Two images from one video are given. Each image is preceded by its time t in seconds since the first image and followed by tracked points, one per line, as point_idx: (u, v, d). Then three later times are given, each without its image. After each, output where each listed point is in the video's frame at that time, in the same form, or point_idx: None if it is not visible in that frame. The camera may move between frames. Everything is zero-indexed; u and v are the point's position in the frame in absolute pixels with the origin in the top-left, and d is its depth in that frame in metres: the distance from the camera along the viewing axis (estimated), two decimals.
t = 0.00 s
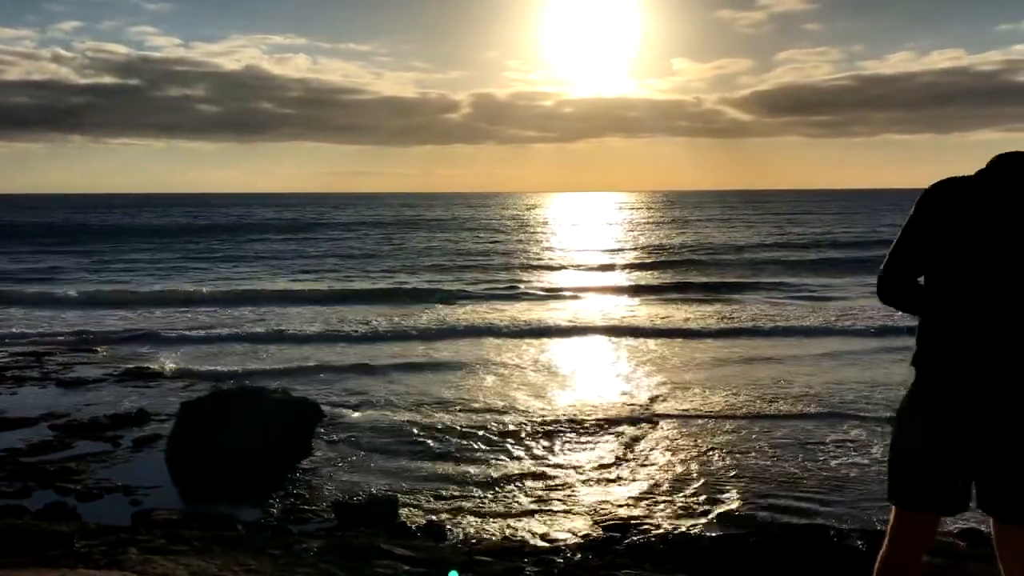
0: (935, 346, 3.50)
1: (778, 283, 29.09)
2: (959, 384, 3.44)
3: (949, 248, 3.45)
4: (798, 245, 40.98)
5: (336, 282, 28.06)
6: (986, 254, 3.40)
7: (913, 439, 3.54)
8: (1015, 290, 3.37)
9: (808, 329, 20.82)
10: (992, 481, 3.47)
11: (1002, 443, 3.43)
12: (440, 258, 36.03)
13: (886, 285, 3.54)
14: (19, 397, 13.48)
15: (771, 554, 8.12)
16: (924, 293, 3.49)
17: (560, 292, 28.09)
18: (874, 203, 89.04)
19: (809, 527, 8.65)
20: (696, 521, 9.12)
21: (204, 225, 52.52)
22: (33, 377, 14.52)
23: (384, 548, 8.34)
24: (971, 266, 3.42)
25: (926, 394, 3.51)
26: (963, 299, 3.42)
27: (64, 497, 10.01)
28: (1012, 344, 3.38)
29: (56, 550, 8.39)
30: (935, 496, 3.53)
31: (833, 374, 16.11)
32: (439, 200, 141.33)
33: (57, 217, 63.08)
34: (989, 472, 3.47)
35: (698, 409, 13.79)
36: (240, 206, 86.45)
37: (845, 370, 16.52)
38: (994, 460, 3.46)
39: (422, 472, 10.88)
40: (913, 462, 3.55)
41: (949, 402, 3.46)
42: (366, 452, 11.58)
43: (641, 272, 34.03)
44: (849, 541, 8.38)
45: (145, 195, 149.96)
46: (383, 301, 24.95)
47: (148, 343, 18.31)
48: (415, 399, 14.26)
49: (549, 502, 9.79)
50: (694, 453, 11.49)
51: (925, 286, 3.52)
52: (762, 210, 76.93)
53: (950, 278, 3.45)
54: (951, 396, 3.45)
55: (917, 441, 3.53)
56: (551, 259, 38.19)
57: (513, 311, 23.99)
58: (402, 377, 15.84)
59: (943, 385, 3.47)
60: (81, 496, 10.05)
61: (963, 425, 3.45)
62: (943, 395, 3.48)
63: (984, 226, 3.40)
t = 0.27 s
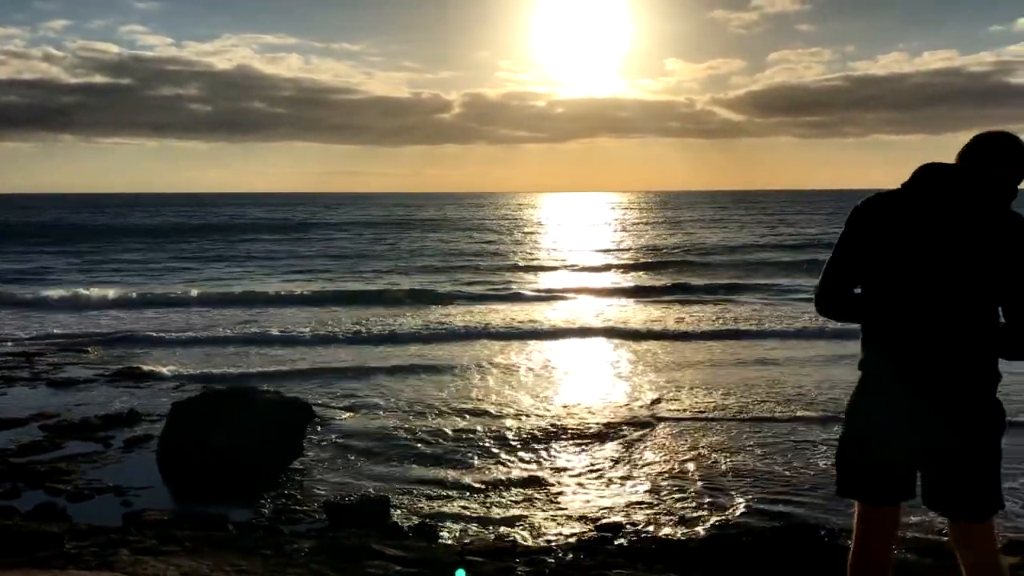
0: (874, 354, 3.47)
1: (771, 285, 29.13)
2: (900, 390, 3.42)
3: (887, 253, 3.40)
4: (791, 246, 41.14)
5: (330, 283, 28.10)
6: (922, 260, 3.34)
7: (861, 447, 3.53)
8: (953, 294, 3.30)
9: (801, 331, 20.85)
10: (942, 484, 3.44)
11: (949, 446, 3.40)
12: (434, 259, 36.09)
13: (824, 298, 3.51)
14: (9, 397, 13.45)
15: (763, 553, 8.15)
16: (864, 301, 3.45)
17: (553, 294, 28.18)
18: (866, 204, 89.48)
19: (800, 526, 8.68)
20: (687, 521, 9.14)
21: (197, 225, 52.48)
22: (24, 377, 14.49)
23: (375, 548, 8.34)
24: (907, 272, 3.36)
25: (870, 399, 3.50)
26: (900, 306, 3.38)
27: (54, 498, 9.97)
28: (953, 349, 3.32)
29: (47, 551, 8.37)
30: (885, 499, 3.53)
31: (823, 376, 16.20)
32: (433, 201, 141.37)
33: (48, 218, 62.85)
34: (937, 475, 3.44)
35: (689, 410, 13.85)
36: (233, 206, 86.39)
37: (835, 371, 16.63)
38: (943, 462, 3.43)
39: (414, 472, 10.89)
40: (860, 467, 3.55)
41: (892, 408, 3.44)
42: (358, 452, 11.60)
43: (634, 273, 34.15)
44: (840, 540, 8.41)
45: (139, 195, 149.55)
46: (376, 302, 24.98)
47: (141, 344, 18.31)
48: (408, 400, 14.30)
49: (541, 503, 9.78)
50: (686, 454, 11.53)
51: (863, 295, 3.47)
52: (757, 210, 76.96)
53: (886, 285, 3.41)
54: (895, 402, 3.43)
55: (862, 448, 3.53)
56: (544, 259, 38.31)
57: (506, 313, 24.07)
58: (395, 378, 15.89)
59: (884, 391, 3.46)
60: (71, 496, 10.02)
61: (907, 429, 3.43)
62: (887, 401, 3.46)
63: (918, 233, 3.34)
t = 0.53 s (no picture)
0: (839, 350, 3.63)
1: (765, 287, 29.11)
2: (865, 383, 3.59)
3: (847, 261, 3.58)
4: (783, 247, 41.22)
5: (322, 285, 28.02)
6: (884, 261, 3.51)
7: (830, 439, 3.69)
8: (912, 291, 3.48)
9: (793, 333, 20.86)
10: (921, 477, 3.59)
11: (914, 435, 3.57)
12: (426, 260, 36.03)
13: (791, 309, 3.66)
14: None
15: (754, 553, 8.18)
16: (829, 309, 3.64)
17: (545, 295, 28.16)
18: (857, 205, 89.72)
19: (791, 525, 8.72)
20: (679, 521, 9.18)
21: (188, 225, 52.28)
22: (13, 377, 14.42)
23: (367, 549, 8.33)
24: (869, 271, 3.53)
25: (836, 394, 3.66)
26: (866, 310, 3.55)
27: (44, 499, 9.94)
28: (914, 342, 3.50)
29: (36, 552, 8.35)
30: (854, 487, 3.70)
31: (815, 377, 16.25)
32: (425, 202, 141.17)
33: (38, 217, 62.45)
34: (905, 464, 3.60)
35: (681, 410, 13.89)
36: (223, 206, 86.06)
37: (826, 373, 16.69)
38: (909, 452, 3.59)
39: (406, 472, 10.90)
40: (830, 458, 3.70)
41: (858, 401, 3.60)
42: (350, 453, 11.59)
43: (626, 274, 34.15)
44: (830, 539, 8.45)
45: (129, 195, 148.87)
46: (368, 304, 24.93)
47: (132, 345, 18.23)
48: (400, 401, 14.29)
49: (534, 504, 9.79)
50: (677, 454, 11.58)
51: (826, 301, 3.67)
52: (749, 210, 77.05)
53: (849, 285, 3.58)
54: (860, 394, 3.60)
55: (830, 440, 3.69)
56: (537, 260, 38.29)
57: (498, 315, 24.06)
58: (387, 380, 15.88)
59: (850, 384, 3.62)
60: (61, 497, 9.98)
61: (873, 421, 3.60)
62: (863, 401, 3.61)
63: (878, 234, 3.52)
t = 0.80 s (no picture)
0: (834, 351, 3.59)
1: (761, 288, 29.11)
2: (862, 383, 3.56)
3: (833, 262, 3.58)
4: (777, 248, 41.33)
5: (316, 285, 28.03)
6: (872, 261, 3.51)
7: (829, 441, 3.62)
8: (900, 289, 3.50)
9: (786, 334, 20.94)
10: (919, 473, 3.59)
11: (913, 435, 3.57)
12: (420, 260, 36.06)
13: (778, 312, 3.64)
14: None
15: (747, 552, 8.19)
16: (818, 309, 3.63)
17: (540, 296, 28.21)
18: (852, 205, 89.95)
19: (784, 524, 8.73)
20: (672, 520, 9.18)
21: (183, 225, 52.20)
22: (6, 377, 14.40)
23: (360, 548, 8.34)
24: (861, 272, 3.53)
25: (834, 396, 3.61)
26: (856, 310, 3.54)
27: (36, 499, 9.91)
28: (914, 345, 3.51)
29: (28, 552, 8.33)
30: (854, 490, 3.62)
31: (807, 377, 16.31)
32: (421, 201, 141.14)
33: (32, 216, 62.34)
34: (902, 465, 3.57)
35: (673, 410, 13.92)
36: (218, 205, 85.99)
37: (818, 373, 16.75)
38: (908, 451, 3.57)
39: (400, 471, 10.89)
40: (828, 462, 3.63)
41: (857, 402, 3.56)
42: (344, 452, 11.58)
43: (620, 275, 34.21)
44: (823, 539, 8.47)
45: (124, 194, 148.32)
46: (363, 305, 24.95)
47: (126, 347, 18.22)
48: (393, 401, 14.31)
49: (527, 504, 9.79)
50: (670, 454, 11.60)
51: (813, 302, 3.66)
52: (743, 211, 77.16)
53: (841, 285, 3.57)
54: (857, 395, 3.56)
55: (828, 442, 3.62)
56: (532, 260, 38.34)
57: (492, 316, 24.10)
58: (380, 381, 15.90)
59: (849, 386, 3.58)
60: (53, 497, 9.96)
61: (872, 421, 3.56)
62: (862, 401, 3.57)
63: (869, 234, 3.51)
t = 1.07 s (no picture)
0: (833, 351, 3.60)
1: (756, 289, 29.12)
2: (862, 384, 3.57)
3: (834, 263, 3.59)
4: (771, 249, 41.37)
5: (310, 285, 27.98)
6: (872, 262, 3.53)
7: (829, 442, 3.62)
8: (899, 291, 3.52)
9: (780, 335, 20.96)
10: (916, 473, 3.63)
11: (913, 435, 3.60)
12: (415, 260, 36.02)
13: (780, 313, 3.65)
14: None
15: (740, 552, 8.19)
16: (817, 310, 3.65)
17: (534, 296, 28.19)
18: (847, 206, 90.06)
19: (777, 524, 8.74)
20: (666, 520, 9.18)
21: (177, 223, 52.06)
22: None
23: (354, 547, 8.32)
24: (861, 273, 3.54)
25: (833, 397, 3.61)
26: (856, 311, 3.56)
27: (28, 498, 9.88)
28: (913, 347, 3.55)
29: (20, 551, 8.30)
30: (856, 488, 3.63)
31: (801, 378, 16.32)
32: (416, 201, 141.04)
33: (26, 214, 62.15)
34: (901, 464, 3.61)
35: (667, 411, 13.92)
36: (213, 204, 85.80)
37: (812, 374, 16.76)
38: (908, 451, 3.60)
39: (394, 470, 10.88)
40: (827, 462, 3.63)
41: (857, 402, 3.57)
42: (338, 451, 11.57)
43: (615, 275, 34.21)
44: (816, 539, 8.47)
45: (119, 193, 147.85)
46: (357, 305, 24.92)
47: (119, 346, 18.17)
48: (387, 401, 14.30)
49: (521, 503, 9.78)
50: (664, 454, 11.59)
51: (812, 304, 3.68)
52: (739, 211, 77.17)
53: (842, 286, 3.57)
54: (856, 396, 3.57)
55: (828, 443, 3.62)
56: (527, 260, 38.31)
57: (487, 317, 24.08)
58: (374, 381, 15.89)
59: (848, 387, 3.59)
60: (46, 496, 9.92)
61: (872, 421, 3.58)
62: (862, 402, 3.58)
63: (871, 237, 3.52)
